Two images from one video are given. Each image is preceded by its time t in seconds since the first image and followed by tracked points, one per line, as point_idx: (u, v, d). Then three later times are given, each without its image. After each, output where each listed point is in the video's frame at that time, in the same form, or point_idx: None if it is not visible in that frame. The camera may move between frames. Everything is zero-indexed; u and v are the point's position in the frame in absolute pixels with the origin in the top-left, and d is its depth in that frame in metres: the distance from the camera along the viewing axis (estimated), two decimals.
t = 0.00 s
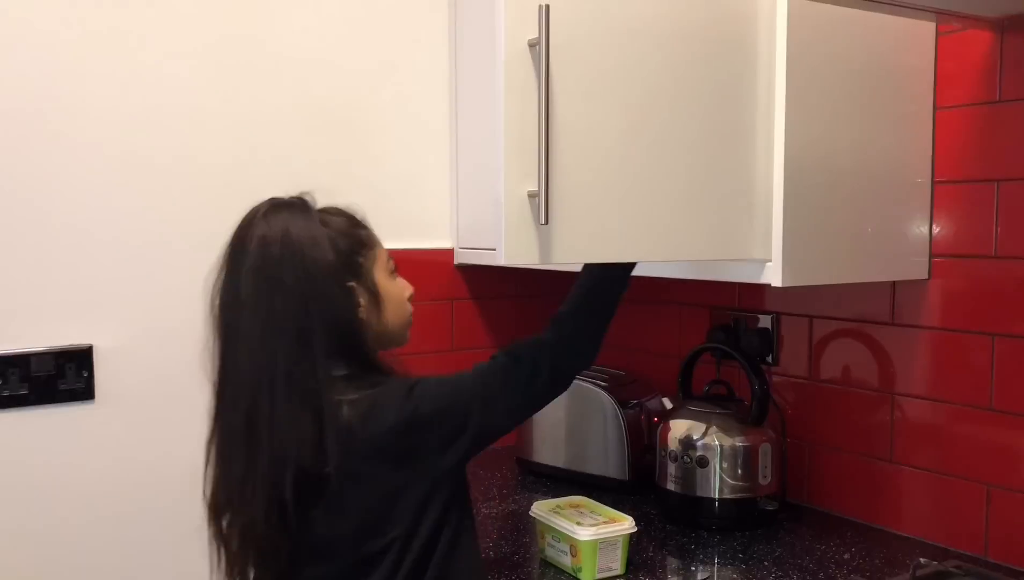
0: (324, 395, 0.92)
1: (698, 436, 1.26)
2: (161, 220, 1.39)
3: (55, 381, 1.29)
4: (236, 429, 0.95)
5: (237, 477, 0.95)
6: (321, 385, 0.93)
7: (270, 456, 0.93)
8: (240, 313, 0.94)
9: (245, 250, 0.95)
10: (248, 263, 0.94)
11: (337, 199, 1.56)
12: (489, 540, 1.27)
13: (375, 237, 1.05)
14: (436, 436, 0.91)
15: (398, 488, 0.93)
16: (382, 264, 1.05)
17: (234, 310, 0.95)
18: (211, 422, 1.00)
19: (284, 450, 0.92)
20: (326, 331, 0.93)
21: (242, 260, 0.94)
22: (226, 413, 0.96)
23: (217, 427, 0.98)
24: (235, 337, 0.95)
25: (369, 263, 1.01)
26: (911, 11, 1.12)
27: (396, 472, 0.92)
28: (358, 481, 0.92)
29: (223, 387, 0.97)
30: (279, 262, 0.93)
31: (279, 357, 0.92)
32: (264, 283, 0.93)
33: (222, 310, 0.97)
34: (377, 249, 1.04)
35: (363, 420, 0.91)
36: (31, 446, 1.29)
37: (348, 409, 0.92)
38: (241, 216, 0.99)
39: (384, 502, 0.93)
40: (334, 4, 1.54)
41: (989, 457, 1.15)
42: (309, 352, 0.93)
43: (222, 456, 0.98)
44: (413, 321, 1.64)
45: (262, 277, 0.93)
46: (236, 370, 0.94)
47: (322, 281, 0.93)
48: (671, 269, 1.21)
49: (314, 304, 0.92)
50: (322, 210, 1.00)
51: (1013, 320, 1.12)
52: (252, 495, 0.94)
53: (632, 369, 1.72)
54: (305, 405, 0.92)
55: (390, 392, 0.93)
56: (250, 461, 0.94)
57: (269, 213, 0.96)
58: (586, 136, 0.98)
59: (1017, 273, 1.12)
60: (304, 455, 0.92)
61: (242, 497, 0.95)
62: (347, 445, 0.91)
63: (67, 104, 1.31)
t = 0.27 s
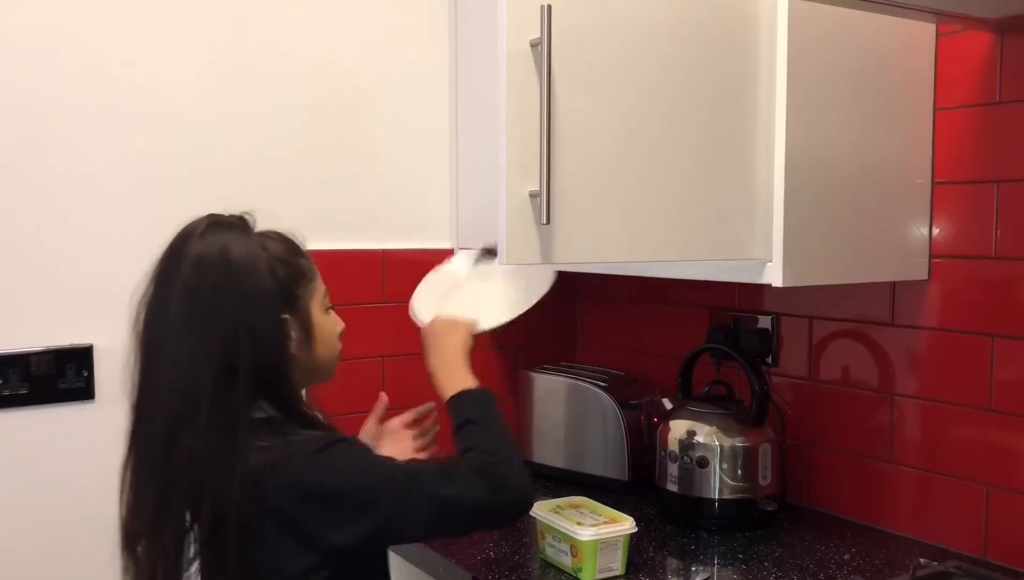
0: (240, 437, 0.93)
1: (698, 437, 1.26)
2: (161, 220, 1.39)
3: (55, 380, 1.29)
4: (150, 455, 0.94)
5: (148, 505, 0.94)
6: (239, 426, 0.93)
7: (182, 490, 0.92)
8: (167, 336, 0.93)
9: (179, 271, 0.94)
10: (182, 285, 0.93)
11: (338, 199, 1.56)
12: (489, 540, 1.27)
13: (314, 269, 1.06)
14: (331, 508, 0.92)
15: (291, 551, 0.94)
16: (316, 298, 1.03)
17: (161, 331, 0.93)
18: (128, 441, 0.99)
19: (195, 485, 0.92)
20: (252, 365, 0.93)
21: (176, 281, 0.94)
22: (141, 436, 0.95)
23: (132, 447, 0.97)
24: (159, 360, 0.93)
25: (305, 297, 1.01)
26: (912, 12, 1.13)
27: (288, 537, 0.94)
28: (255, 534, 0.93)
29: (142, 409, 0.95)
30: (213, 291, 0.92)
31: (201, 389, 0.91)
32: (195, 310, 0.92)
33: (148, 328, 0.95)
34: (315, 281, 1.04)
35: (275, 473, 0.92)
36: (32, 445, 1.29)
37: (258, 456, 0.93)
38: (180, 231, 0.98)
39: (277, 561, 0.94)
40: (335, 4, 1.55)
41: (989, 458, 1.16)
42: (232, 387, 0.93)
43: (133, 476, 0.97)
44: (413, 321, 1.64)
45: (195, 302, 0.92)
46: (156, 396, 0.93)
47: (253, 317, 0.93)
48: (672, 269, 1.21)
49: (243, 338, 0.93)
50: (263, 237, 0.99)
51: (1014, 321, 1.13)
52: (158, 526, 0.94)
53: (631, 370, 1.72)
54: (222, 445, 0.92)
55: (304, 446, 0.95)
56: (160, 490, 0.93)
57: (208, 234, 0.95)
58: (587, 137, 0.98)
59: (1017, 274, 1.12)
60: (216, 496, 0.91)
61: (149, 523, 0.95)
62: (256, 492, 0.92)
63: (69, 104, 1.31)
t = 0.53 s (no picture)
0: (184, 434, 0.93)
1: (695, 432, 1.26)
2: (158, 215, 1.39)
3: (52, 374, 1.29)
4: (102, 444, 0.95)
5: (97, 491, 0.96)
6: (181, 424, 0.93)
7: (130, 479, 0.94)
8: (116, 328, 0.93)
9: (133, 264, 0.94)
10: (131, 278, 0.93)
11: (336, 194, 1.56)
12: (485, 535, 1.27)
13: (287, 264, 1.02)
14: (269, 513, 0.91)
15: (232, 552, 0.93)
16: (278, 299, 0.98)
17: (112, 323, 0.94)
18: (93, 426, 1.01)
19: (140, 475, 0.93)
20: (195, 364, 0.92)
21: (128, 273, 0.94)
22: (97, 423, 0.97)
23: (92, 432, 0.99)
24: (109, 350, 0.94)
25: (264, 297, 0.97)
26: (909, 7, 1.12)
27: (230, 538, 0.92)
28: (199, 531, 0.93)
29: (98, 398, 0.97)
30: (159, 286, 0.92)
31: (146, 383, 0.92)
32: (142, 304, 0.92)
33: (105, 318, 0.96)
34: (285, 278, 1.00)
35: (217, 472, 0.92)
36: (29, 440, 1.29)
37: (202, 457, 0.93)
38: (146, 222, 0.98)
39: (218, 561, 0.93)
40: None
41: (985, 454, 1.16)
42: (174, 384, 0.92)
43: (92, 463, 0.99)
44: (411, 317, 1.64)
45: (142, 297, 0.92)
46: (107, 387, 0.94)
47: (196, 317, 0.91)
48: (670, 265, 1.21)
49: (187, 336, 0.91)
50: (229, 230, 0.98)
51: (1011, 316, 1.13)
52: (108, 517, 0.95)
53: (629, 366, 1.72)
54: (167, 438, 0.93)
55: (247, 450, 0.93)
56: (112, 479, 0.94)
57: (167, 225, 0.95)
58: (584, 131, 0.98)
59: (1014, 269, 1.12)
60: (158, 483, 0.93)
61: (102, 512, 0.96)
62: (198, 487, 0.92)
63: (66, 98, 1.31)
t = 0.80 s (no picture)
0: (217, 431, 0.90)
1: (692, 431, 1.26)
2: (155, 215, 1.39)
3: (49, 375, 1.29)
4: (129, 443, 0.93)
5: (128, 497, 0.93)
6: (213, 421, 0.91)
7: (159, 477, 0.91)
8: (144, 323, 0.91)
9: (161, 259, 0.93)
10: (161, 273, 0.91)
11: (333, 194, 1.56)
12: (483, 534, 1.27)
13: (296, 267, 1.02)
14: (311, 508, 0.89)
15: (280, 546, 0.92)
16: (293, 299, 0.99)
17: (139, 318, 0.92)
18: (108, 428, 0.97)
19: (171, 476, 0.90)
20: (230, 358, 0.91)
21: (156, 268, 0.92)
22: (121, 423, 0.94)
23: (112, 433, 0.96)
24: (136, 346, 0.92)
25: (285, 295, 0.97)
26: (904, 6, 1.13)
27: (276, 533, 0.91)
28: (231, 531, 0.90)
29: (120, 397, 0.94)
30: (192, 279, 0.91)
31: (180, 377, 0.90)
32: (173, 298, 0.90)
33: (127, 315, 0.94)
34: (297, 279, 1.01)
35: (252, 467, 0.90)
36: (26, 440, 1.29)
37: (235, 454, 0.91)
38: (163, 222, 0.97)
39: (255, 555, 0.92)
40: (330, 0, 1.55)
41: (983, 452, 1.16)
42: (209, 378, 0.91)
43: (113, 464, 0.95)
44: (409, 316, 1.65)
45: (174, 291, 0.91)
46: (133, 383, 0.92)
47: (230, 310, 0.90)
48: (667, 264, 1.22)
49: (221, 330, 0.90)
50: (247, 231, 0.98)
51: (1007, 314, 1.13)
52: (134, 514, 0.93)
53: (626, 365, 1.73)
54: (199, 435, 0.90)
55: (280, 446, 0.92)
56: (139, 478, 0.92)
57: (191, 223, 0.94)
58: (581, 131, 0.98)
59: (1010, 267, 1.12)
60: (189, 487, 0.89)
61: (129, 509, 0.93)
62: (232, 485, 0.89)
63: (63, 98, 1.31)
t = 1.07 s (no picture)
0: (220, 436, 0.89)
1: (694, 425, 1.26)
2: (155, 210, 1.39)
3: (51, 370, 1.29)
4: (127, 445, 0.91)
5: (124, 500, 0.92)
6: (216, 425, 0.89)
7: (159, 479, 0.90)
8: (146, 326, 0.90)
9: (164, 261, 0.90)
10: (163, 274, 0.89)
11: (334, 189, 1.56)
12: (485, 528, 1.27)
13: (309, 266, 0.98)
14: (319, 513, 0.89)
15: (282, 551, 0.91)
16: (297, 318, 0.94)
17: (140, 319, 0.90)
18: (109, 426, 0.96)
19: (171, 479, 0.89)
20: (232, 363, 0.90)
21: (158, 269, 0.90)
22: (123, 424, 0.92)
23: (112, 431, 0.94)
24: (135, 348, 0.90)
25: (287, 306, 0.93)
26: None
27: (281, 538, 0.90)
28: (233, 537, 0.89)
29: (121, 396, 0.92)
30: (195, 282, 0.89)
31: (181, 382, 0.88)
32: (174, 302, 0.88)
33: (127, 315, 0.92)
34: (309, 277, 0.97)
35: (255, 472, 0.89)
36: (28, 435, 1.29)
37: (238, 461, 0.90)
38: (169, 218, 0.94)
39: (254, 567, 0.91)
40: None
41: (986, 445, 1.16)
42: (211, 384, 0.89)
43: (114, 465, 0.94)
44: (410, 311, 1.64)
45: (175, 294, 0.89)
46: (133, 384, 0.90)
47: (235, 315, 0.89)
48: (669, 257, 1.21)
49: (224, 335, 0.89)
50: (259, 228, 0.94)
51: (1010, 307, 1.12)
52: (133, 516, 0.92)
53: (628, 359, 1.72)
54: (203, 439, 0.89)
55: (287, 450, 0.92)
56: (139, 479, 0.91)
57: (197, 221, 0.92)
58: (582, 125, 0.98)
59: (1012, 260, 1.12)
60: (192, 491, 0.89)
61: (125, 510, 0.92)
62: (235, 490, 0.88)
63: (63, 93, 1.31)
